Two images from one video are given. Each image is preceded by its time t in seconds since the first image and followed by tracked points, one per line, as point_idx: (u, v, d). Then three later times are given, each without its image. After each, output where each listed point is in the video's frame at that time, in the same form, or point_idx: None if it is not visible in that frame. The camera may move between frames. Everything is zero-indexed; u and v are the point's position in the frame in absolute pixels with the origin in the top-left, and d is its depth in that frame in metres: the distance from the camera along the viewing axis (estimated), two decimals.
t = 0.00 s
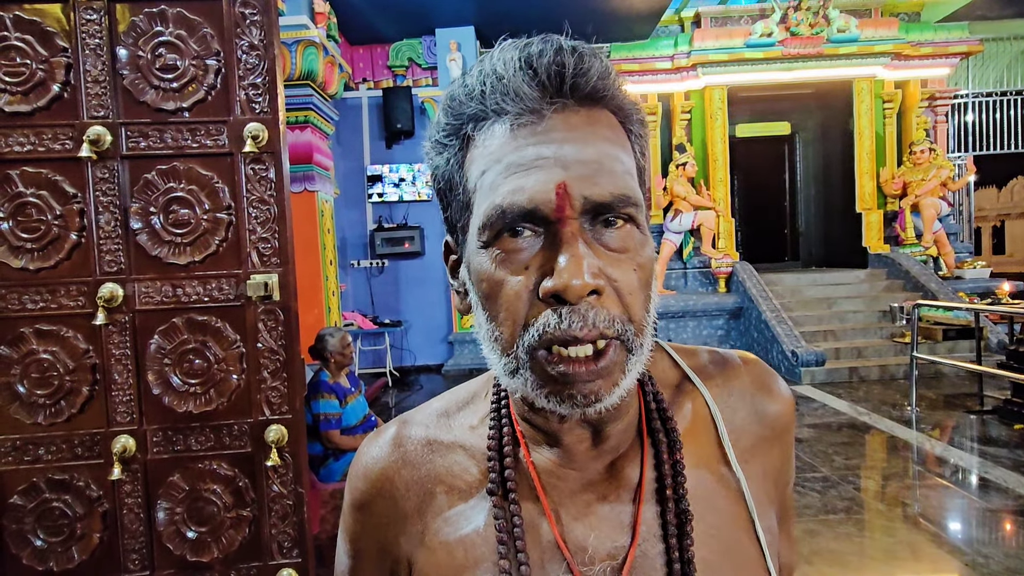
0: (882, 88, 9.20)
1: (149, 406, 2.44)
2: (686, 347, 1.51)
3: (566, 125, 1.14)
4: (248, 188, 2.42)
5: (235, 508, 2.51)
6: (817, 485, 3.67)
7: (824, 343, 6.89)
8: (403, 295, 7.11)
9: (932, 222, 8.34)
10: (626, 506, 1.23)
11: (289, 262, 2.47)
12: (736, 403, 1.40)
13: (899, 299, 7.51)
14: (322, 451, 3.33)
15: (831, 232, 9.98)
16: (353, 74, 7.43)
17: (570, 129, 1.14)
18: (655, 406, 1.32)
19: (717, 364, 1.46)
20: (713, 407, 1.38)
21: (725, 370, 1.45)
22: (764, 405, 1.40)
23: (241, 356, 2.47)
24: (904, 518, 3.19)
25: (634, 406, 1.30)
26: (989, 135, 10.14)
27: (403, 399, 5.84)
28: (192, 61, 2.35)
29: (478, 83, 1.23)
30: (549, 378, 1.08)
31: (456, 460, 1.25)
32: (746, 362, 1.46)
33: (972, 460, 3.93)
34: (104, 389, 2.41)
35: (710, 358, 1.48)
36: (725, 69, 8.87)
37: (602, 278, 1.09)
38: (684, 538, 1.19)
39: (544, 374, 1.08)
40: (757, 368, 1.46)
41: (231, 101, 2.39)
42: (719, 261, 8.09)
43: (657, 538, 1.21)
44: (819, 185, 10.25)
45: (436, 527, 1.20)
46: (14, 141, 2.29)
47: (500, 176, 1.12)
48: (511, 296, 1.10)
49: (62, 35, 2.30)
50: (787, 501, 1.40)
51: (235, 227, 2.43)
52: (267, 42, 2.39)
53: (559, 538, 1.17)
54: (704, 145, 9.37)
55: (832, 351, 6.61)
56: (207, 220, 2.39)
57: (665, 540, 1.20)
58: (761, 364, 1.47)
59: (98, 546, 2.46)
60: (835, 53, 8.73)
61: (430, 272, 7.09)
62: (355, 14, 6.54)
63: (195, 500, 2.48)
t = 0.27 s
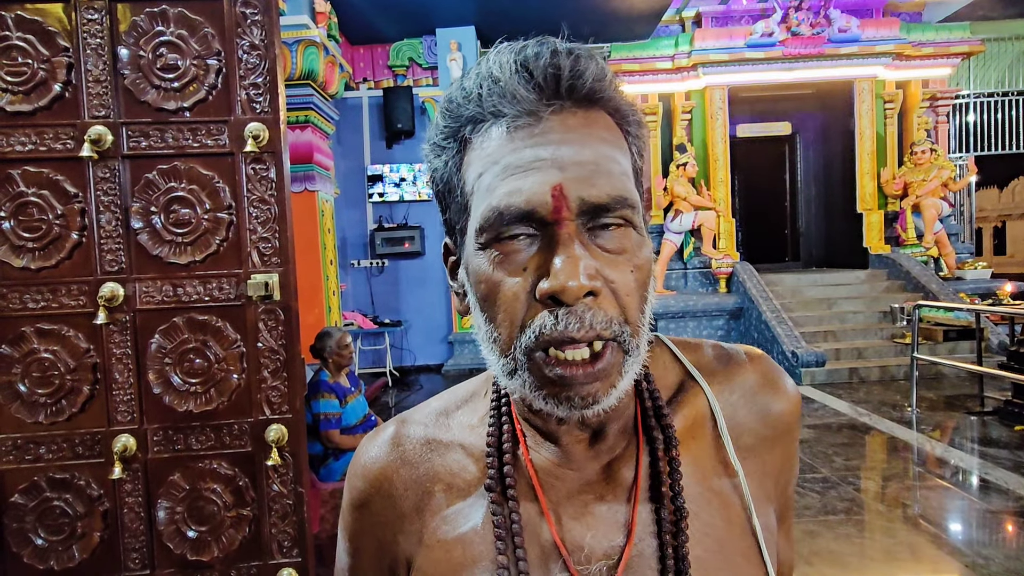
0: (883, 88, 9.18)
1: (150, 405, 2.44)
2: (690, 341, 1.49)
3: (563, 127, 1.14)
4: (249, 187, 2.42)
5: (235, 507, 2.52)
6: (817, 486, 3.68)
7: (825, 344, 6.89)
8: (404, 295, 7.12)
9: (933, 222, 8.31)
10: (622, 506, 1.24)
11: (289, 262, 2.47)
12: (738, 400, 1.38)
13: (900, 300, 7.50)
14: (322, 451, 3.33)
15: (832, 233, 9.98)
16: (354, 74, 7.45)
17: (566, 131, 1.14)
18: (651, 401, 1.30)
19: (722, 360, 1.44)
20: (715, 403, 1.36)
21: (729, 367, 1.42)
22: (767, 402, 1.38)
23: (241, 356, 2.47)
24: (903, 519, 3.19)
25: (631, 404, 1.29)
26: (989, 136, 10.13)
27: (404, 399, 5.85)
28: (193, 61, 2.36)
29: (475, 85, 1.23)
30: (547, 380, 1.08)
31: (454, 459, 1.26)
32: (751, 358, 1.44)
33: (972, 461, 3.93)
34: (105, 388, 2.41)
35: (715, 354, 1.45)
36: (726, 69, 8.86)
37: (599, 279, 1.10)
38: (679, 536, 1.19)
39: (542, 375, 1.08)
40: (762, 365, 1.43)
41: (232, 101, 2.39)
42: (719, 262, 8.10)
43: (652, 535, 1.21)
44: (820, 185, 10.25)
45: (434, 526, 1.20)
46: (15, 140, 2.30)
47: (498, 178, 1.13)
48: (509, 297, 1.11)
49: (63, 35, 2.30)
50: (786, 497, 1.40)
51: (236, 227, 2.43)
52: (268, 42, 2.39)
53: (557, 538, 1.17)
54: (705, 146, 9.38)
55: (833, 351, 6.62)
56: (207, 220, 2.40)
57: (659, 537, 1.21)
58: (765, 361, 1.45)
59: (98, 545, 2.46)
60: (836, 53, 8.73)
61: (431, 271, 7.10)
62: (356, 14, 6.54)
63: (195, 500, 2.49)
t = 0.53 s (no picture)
0: (885, 89, 9.20)
1: (150, 405, 2.44)
2: (688, 352, 1.52)
3: (559, 127, 1.14)
4: (250, 186, 2.42)
5: (235, 507, 2.51)
6: (818, 486, 3.67)
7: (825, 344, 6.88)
8: (404, 295, 7.11)
9: (934, 223, 8.30)
10: (623, 502, 1.23)
11: (289, 261, 2.47)
12: (734, 409, 1.40)
13: (901, 300, 7.49)
14: (323, 450, 3.32)
15: (832, 233, 9.97)
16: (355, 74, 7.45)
17: (562, 130, 1.14)
18: (653, 402, 1.32)
19: (719, 370, 1.47)
20: (713, 410, 1.38)
21: (726, 376, 1.45)
22: (763, 413, 1.41)
23: (242, 356, 2.47)
24: (905, 520, 3.18)
25: (630, 405, 1.30)
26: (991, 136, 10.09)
27: (404, 399, 5.84)
28: (194, 60, 2.35)
29: (473, 85, 1.23)
30: (545, 378, 1.08)
31: (453, 457, 1.25)
32: (747, 370, 1.47)
33: (973, 462, 3.92)
34: (105, 388, 2.41)
35: (712, 364, 1.49)
36: (727, 69, 8.84)
37: (596, 277, 1.09)
38: (680, 533, 1.19)
39: (540, 374, 1.08)
40: (757, 377, 1.47)
41: (233, 100, 2.39)
42: (720, 262, 8.10)
43: (654, 533, 1.21)
44: (821, 186, 10.24)
45: (432, 524, 1.19)
46: (16, 139, 2.29)
47: (495, 177, 1.12)
48: (506, 296, 1.10)
49: (64, 34, 2.30)
50: (782, 506, 1.40)
51: (236, 226, 2.42)
52: (269, 41, 2.39)
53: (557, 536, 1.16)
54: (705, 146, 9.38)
55: (833, 351, 6.62)
56: (208, 219, 2.40)
57: (661, 535, 1.20)
58: (761, 373, 1.48)
59: (98, 545, 2.46)
60: (837, 54, 8.73)
61: (431, 272, 7.09)
62: (357, 13, 6.54)
63: (195, 499, 2.48)
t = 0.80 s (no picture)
0: (887, 89, 9.27)
1: (150, 403, 2.44)
2: (687, 352, 1.52)
3: (587, 137, 1.14)
4: (251, 184, 2.42)
5: (236, 506, 2.51)
6: (818, 486, 3.67)
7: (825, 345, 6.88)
8: (405, 294, 7.11)
9: (934, 223, 8.29)
10: (627, 496, 1.23)
11: (290, 260, 2.47)
12: (733, 408, 1.40)
13: (901, 301, 7.48)
14: (323, 449, 3.33)
15: (833, 234, 9.97)
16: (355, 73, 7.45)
17: (589, 140, 1.14)
18: (658, 399, 1.32)
19: (717, 369, 1.47)
20: (714, 408, 1.38)
21: (724, 376, 1.46)
22: (760, 412, 1.41)
23: (243, 354, 2.47)
24: (905, 520, 3.18)
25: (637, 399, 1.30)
26: (990, 137, 10.10)
27: (404, 398, 5.84)
28: (195, 59, 2.36)
29: (500, 85, 1.22)
30: (558, 384, 1.10)
31: (461, 446, 1.25)
32: (745, 371, 1.48)
33: (973, 462, 3.92)
34: (105, 386, 2.41)
35: (710, 364, 1.49)
36: (728, 69, 8.82)
37: (616, 291, 1.10)
38: (685, 526, 1.20)
39: (554, 379, 1.10)
40: (756, 377, 1.47)
41: (233, 98, 2.39)
42: (720, 262, 8.09)
43: (658, 525, 1.22)
44: (821, 186, 10.23)
45: (440, 510, 1.20)
46: (16, 137, 2.29)
47: (519, 184, 1.12)
48: (526, 305, 1.10)
49: (64, 32, 2.30)
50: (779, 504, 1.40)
51: (237, 225, 2.43)
52: (270, 40, 2.39)
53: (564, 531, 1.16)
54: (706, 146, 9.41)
55: (834, 352, 6.63)
56: (209, 218, 2.40)
57: (666, 528, 1.21)
58: (758, 374, 1.48)
59: (98, 543, 2.46)
60: (838, 54, 8.72)
61: (432, 271, 7.10)
62: (358, 12, 6.54)
63: (195, 498, 2.48)
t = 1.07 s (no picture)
0: (885, 90, 9.22)
1: (149, 403, 2.43)
2: (689, 353, 1.53)
3: (586, 131, 1.14)
4: (251, 183, 2.42)
5: (235, 506, 2.51)
6: (818, 487, 3.67)
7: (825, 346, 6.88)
8: (405, 294, 7.11)
9: (934, 224, 8.29)
10: (632, 494, 1.23)
11: (290, 259, 2.46)
12: (735, 408, 1.40)
13: (901, 302, 7.48)
14: (323, 449, 3.32)
15: (833, 234, 9.97)
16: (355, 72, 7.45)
17: (587, 135, 1.14)
18: (662, 400, 1.32)
19: (719, 370, 1.48)
20: (716, 408, 1.38)
21: (726, 377, 1.46)
22: (762, 413, 1.41)
23: (242, 354, 2.47)
24: (905, 521, 3.18)
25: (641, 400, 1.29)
26: (989, 138, 10.09)
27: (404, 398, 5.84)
28: (195, 57, 2.35)
29: (498, 84, 1.21)
30: (561, 376, 1.08)
31: (465, 447, 1.25)
32: (746, 372, 1.48)
33: (973, 463, 3.92)
34: (104, 386, 2.40)
35: (712, 365, 1.49)
36: (728, 70, 8.82)
37: (616, 282, 1.09)
38: (689, 527, 1.19)
39: (556, 373, 1.09)
40: (757, 378, 1.47)
41: (233, 97, 2.38)
42: (720, 262, 8.09)
43: (662, 526, 1.21)
44: (821, 187, 10.24)
45: (445, 509, 1.19)
46: (16, 135, 2.29)
47: (518, 179, 1.11)
48: (527, 298, 1.10)
49: (64, 30, 2.29)
50: (780, 505, 1.39)
51: (237, 224, 2.42)
52: (271, 38, 2.39)
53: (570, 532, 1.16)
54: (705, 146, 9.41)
55: (834, 353, 6.63)
56: (208, 217, 2.39)
57: (670, 529, 1.20)
58: (760, 375, 1.49)
59: (97, 543, 2.45)
60: (838, 55, 8.71)
61: (432, 271, 7.09)
62: (359, 12, 6.53)
63: (194, 498, 2.48)
